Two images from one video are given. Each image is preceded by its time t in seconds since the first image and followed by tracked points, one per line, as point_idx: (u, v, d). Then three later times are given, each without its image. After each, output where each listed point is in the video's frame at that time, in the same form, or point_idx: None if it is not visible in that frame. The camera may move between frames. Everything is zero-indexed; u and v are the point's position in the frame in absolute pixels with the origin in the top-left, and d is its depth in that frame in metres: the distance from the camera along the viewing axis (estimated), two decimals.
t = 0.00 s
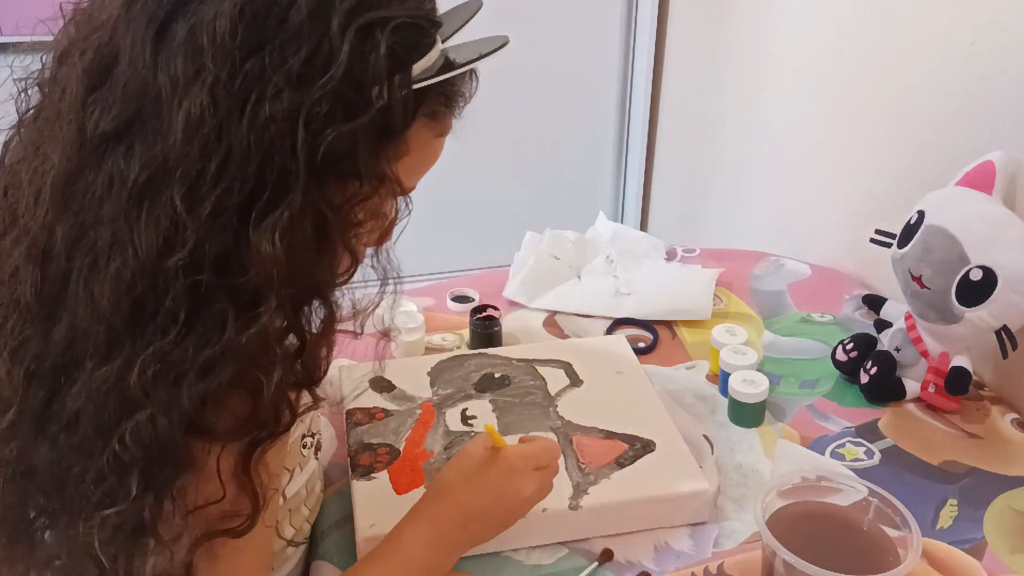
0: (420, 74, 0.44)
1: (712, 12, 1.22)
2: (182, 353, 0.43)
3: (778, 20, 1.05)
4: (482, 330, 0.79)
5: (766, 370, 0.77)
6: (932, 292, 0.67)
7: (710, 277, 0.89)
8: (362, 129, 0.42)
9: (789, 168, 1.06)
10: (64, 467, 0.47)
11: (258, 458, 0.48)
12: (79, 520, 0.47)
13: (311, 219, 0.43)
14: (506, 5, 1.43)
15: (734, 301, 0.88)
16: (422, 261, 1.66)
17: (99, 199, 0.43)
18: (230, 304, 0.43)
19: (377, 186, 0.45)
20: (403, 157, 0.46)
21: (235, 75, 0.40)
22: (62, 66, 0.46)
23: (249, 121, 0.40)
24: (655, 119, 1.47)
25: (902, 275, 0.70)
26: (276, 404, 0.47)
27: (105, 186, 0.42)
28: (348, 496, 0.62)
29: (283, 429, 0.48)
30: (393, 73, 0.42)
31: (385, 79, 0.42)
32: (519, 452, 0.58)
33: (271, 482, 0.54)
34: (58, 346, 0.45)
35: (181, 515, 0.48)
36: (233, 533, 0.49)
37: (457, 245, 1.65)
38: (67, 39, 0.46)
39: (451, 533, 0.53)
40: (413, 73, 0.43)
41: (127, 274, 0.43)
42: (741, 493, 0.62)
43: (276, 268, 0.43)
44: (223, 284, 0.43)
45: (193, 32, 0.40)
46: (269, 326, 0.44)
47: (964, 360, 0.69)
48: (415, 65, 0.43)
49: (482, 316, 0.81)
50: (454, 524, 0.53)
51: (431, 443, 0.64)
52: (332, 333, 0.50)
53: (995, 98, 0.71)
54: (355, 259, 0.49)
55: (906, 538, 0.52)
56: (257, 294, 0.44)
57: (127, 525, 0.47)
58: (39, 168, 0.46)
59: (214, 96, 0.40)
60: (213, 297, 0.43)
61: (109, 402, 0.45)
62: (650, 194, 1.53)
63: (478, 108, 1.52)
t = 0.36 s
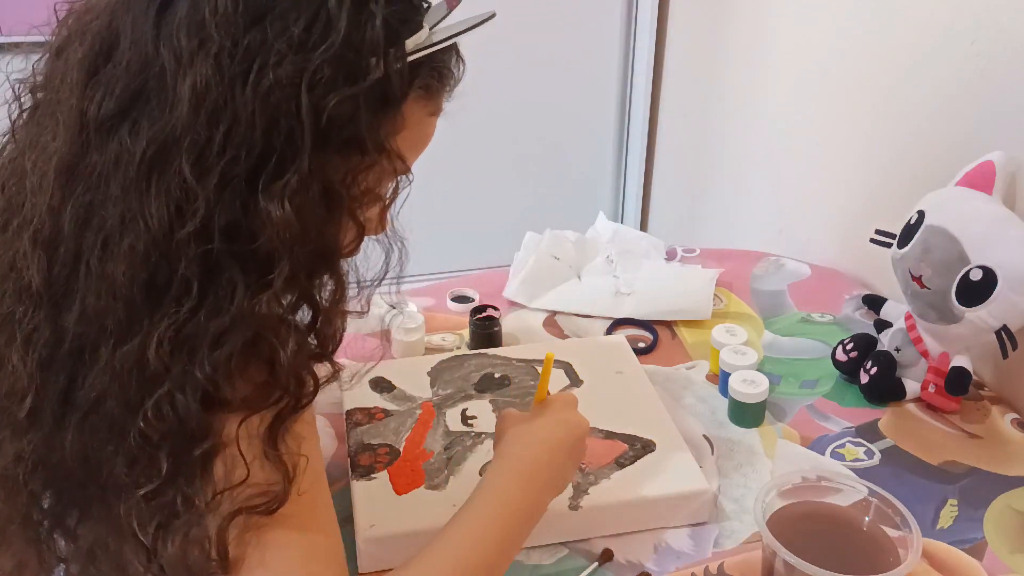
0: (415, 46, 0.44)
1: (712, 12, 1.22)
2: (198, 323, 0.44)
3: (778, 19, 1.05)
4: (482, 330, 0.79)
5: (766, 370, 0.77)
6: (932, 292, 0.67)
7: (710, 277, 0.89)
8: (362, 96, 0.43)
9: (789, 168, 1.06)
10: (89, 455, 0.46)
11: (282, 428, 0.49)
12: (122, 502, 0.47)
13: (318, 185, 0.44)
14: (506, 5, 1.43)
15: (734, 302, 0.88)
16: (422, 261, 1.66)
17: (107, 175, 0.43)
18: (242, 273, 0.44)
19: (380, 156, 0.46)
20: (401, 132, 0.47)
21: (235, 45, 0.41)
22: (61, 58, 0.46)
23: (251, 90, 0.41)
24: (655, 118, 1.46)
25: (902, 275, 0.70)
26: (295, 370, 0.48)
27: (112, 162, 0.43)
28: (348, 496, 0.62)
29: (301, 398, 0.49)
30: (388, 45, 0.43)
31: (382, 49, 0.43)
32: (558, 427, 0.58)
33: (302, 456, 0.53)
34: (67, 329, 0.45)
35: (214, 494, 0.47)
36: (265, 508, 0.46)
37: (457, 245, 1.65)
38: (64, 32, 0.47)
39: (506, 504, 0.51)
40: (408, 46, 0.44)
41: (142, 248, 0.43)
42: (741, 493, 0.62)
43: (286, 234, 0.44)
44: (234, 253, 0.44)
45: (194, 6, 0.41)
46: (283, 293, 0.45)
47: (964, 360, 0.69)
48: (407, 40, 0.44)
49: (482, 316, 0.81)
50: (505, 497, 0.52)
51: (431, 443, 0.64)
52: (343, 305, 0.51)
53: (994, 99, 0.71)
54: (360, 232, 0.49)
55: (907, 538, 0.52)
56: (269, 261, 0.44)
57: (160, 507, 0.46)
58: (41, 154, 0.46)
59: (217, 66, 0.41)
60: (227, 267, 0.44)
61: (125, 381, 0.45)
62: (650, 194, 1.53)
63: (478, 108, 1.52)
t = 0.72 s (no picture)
0: (347, 61, 0.42)
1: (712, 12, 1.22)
2: (129, 376, 0.44)
3: (778, 19, 1.05)
4: (482, 329, 0.79)
5: (766, 370, 0.77)
6: (932, 292, 0.67)
7: (710, 277, 0.89)
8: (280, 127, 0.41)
9: (788, 168, 1.06)
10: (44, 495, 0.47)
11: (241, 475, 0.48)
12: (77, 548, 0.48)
13: (240, 229, 0.42)
14: (506, 5, 1.43)
15: (734, 302, 0.88)
16: (422, 261, 1.66)
17: (32, 229, 0.43)
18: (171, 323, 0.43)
19: (309, 186, 0.44)
20: (341, 155, 0.45)
21: (136, 86, 0.39)
22: None
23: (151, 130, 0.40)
24: (655, 119, 1.46)
25: (902, 275, 0.70)
26: (237, 422, 0.46)
27: (35, 214, 0.43)
28: (347, 496, 0.62)
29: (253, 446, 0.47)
30: (310, 66, 0.41)
31: (299, 76, 0.40)
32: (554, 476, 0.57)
33: (259, 506, 0.50)
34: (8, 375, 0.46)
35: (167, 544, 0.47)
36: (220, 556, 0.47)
37: (457, 245, 1.65)
38: None
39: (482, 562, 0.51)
40: (335, 64, 0.42)
41: (67, 303, 0.43)
42: (741, 494, 0.62)
43: (205, 285, 0.42)
44: (157, 303, 0.42)
45: (90, 47, 0.40)
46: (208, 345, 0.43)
47: (964, 360, 0.69)
48: (338, 54, 0.42)
49: (482, 316, 0.81)
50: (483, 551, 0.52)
51: (431, 444, 0.64)
52: (298, 335, 0.49)
53: (995, 98, 0.71)
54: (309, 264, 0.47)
55: (906, 539, 0.52)
56: (192, 313, 0.43)
57: (118, 553, 0.47)
58: None
59: (114, 111, 0.40)
60: (154, 319, 0.43)
61: (63, 430, 0.45)
62: (650, 195, 1.53)
63: (478, 108, 1.52)
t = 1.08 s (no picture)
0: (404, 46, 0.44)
1: (712, 11, 1.22)
2: (189, 339, 0.44)
3: (778, 19, 1.05)
4: (482, 329, 0.79)
5: (766, 370, 0.77)
6: (932, 292, 0.67)
7: (710, 277, 0.89)
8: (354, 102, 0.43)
9: (788, 167, 1.06)
10: (75, 465, 0.47)
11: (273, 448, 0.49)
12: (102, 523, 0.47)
13: (311, 194, 0.44)
14: (507, 4, 1.43)
15: (734, 302, 0.88)
16: (422, 261, 1.66)
17: (91, 191, 0.43)
18: (233, 284, 0.44)
19: (368, 162, 0.46)
20: (393, 135, 0.47)
21: (223, 52, 0.40)
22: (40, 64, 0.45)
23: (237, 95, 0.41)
24: (655, 119, 1.46)
25: (902, 275, 0.70)
26: (283, 385, 0.48)
27: (95, 176, 0.43)
28: (348, 495, 0.62)
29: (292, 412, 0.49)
30: (378, 45, 0.43)
31: (370, 51, 0.43)
32: (540, 480, 0.56)
33: (288, 475, 0.53)
34: (52, 343, 0.45)
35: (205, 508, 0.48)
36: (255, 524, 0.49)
37: (457, 245, 1.65)
38: (42, 37, 0.46)
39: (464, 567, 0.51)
40: (397, 46, 0.44)
41: (129, 265, 0.43)
42: (740, 493, 0.62)
43: (278, 244, 0.44)
44: (224, 265, 0.44)
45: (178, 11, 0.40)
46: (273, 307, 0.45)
47: (964, 360, 0.69)
48: (396, 37, 0.44)
49: (482, 316, 0.81)
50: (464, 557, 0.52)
51: (431, 443, 0.64)
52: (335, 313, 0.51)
53: (995, 99, 0.71)
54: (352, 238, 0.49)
55: (906, 538, 0.52)
56: (259, 275, 0.44)
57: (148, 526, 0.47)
58: (21, 167, 0.46)
59: (205, 75, 0.40)
60: (217, 283, 0.44)
61: (113, 396, 0.45)
62: (650, 194, 1.53)
63: (479, 108, 1.52)
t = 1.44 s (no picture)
0: (364, 55, 0.43)
1: (712, 11, 1.22)
2: (149, 369, 0.44)
3: (778, 18, 1.05)
4: (482, 329, 0.79)
5: (766, 370, 0.77)
6: (932, 292, 0.67)
7: (710, 277, 0.89)
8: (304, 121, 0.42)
9: (788, 166, 1.06)
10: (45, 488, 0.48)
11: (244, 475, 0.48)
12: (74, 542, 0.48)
13: (264, 220, 0.44)
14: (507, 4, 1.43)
15: (734, 301, 0.88)
16: (422, 261, 1.66)
17: (43, 220, 0.44)
18: (189, 314, 0.44)
19: (327, 179, 0.45)
20: (354, 149, 0.46)
21: (162, 75, 0.39)
22: None
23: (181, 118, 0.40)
24: (656, 119, 1.46)
25: (902, 275, 0.70)
26: (250, 411, 0.47)
27: (46, 205, 0.43)
28: (347, 495, 0.62)
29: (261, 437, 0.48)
30: (332, 58, 0.42)
31: (324, 66, 0.41)
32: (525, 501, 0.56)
33: (259, 503, 0.51)
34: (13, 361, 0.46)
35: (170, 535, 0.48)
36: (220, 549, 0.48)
37: (457, 245, 1.65)
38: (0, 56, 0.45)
39: None
40: (355, 56, 0.43)
41: (82, 296, 0.43)
42: (740, 493, 0.62)
43: (232, 271, 0.43)
44: (178, 294, 0.43)
45: (116, 35, 0.39)
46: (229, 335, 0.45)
47: (964, 360, 0.69)
48: (356, 46, 0.42)
49: (482, 316, 0.81)
50: None
51: (431, 443, 0.64)
52: (304, 333, 0.51)
53: (995, 99, 0.71)
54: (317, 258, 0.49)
55: (906, 538, 0.52)
56: (215, 301, 0.44)
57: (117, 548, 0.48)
58: None
59: (144, 100, 0.40)
60: (172, 312, 0.43)
61: (79, 422, 0.46)
62: (650, 194, 1.53)
63: (478, 108, 1.52)
